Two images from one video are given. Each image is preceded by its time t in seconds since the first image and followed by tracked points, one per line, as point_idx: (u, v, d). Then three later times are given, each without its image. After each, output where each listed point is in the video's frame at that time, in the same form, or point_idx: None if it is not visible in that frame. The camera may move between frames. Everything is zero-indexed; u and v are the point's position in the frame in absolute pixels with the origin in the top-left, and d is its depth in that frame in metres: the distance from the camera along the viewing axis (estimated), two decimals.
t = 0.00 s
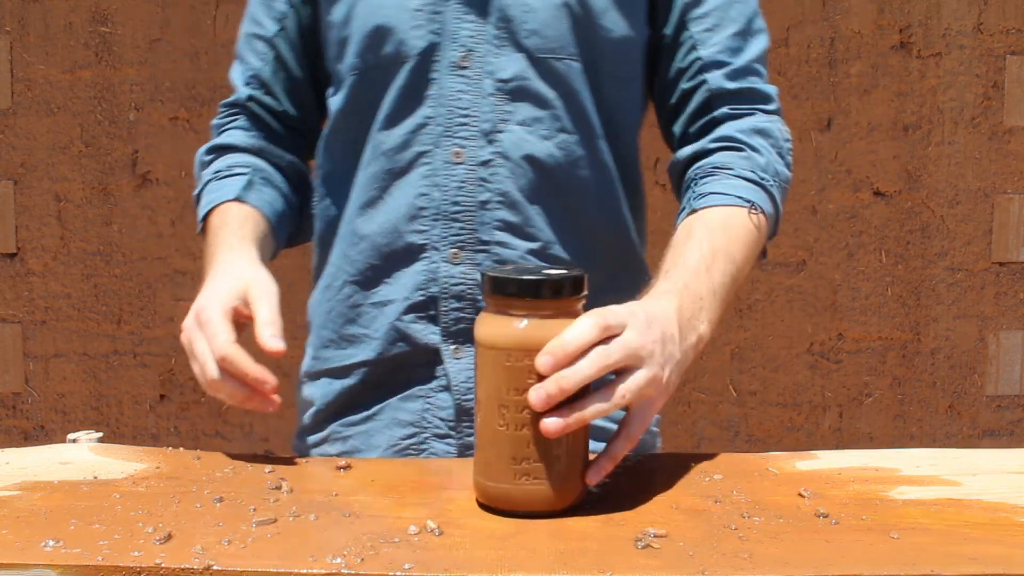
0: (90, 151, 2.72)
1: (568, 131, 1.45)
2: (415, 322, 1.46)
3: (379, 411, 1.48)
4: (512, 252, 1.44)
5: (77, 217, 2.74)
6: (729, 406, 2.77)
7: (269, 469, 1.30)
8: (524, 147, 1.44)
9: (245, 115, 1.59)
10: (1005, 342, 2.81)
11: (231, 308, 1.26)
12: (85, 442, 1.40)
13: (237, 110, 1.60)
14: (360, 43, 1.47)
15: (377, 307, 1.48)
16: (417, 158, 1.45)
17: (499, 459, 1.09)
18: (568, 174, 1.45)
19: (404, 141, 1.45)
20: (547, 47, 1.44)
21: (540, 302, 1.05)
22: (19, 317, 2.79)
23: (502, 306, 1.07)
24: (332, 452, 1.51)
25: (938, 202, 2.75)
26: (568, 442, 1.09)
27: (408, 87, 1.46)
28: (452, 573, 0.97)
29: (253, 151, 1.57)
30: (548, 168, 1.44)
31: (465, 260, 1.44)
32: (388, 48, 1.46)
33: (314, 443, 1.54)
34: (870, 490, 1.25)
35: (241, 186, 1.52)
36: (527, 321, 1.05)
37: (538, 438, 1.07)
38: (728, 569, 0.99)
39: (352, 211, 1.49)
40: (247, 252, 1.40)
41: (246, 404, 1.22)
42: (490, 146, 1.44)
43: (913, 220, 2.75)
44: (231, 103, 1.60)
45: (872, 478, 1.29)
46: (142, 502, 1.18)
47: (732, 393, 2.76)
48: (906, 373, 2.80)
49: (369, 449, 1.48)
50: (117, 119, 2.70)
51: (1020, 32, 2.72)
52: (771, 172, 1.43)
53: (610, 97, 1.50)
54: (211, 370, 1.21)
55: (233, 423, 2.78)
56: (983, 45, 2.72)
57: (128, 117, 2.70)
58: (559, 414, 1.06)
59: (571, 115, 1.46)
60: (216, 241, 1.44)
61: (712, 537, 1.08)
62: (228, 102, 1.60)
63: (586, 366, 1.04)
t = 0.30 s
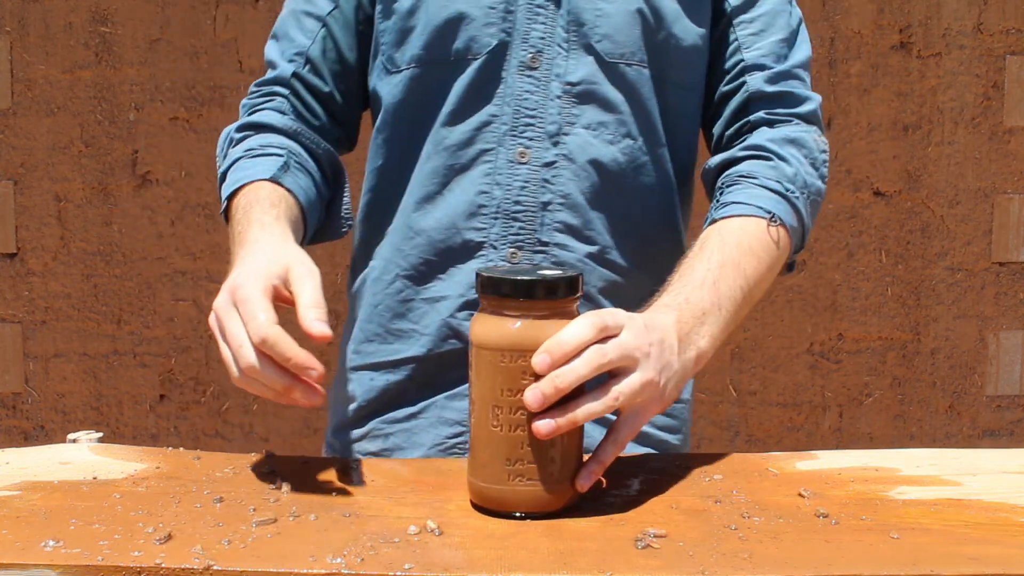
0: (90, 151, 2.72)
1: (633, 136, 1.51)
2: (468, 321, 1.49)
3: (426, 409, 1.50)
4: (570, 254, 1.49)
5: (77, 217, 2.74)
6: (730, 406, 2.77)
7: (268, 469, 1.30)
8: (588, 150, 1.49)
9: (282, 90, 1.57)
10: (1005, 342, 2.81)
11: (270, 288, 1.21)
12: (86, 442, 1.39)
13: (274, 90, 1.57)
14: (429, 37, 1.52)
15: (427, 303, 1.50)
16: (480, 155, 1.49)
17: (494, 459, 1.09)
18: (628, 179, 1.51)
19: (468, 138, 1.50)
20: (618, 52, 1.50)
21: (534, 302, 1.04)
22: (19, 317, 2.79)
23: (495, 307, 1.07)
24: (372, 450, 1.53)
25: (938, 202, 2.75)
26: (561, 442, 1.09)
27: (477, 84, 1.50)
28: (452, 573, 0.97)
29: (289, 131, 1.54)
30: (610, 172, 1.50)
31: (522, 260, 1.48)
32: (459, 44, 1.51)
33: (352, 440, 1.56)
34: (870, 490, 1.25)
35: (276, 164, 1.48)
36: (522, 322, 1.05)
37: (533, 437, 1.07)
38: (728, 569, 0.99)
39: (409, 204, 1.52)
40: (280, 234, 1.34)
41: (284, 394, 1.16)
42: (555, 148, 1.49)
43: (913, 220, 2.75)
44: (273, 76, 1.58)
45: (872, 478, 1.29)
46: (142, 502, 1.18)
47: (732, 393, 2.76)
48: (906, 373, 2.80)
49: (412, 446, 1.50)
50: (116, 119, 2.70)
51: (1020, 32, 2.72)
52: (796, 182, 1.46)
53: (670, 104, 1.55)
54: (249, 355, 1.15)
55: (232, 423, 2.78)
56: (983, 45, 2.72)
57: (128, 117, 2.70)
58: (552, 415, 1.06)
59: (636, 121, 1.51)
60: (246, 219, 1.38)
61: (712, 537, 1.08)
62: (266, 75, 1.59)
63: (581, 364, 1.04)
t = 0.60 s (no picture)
0: (91, 151, 2.72)
1: (643, 133, 1.53)
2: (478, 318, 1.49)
3: (434, 409, 1.49)
4: (582, 251, 1.50)
5: (77, 217, 2.74)
6: (729, 406, 2.77)
7: (268, 469, 1.30)
8: (600, 147, 1.50)
9: (297, 77, 1.52)
10: (1005, 342, 2.81)
11: (310, 320, 1.14)
12: (86, 443, 1.39)
13: (285, 80, 1.52)
14: (440, 31, 1.52)
15: (437, 300, 1.50)
16: (491, 151, 1.49)
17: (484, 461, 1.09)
18: (636, 176, 1.53)
19: (479, 133, 1.49)
20: (630, 49, 1.52)
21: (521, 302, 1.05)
22: (20, 317, 2.78)
23: (483, 309, 1.07)
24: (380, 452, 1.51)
25: (938, 202, 2.75)
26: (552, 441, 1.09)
27: (489, 81, 1.50)
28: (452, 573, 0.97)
29: (303, 127, 1.49)
30: (622, 169, 1.51)
31: (534, 256, 1.49)
32: (470, 39, 1.51)
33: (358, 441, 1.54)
34: (870, 490, 1.25)
35: (295, 164, 1.43)
36: (510, 321, 1.05)
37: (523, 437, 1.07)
38: (728, 569, 0.99)
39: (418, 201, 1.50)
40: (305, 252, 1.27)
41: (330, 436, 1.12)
42: (567, 145, 1.49)
43: (913, 220, 2.75)
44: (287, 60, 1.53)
45: (872, 478, 1.29)
46: (143, 502, 1.18)
47: (732, 394, 2.76)
48: (906, 373, 2.79)
49: (421, 447, 1.49)
50: (116, 119, 2.70)
51: (1020, 32, 2.72)
52: (774, 181, 1.50)
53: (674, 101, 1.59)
54: (290, 399, 1.10)
55: (232, 423, 2.78)
56: (983, 45, 2.72)
57: (128, 117, 2.70)
58: (541, 415, 1.06)
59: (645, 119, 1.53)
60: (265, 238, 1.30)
61: (713, 537, 1.08)
62: (275, 61, 1.54)
63: (569, 365, 1.04)
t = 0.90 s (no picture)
0: (91, 151, 2.72)
1: (615, 129, 1.52)
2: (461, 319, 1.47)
3: (422, 411, 1.48)
4: (562, 248, 1.48)
5: (77, 217, 2.74)
6: (729, 406, 2.77)
7: (268, 469, 1.30)
8: (574, 144, 1.49)
9: (258, 100, 1.52)
10: (1005, 342, 2.81)
11: (240, 339, 1.15)
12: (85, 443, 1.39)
13: (248, 103, 1.52)
14: (406, 35, 1.52)
15: (421, 305, 1.49)
16: (465, 152, 1.49)
17: (482, 462, 1.09)
18: (613, 171, 1.51)
19: (452, 135, 1.49)
20: (597, 46, 1.51)
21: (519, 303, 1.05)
22: (19, 317, 2.78)
23: (483, 309, 1.07)
24: (366, 454, 1.50)
25: (938, 202, 2.75)
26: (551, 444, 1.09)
27: (457, 82, 1.50)
28: (452, 573, 0.97)
29: (260, 151, 1.48)
30: (598, 166, 1.50)
31: (514, 256, 1.48)
32: (434, 41, 1.51)
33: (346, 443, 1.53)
34: (870, 490, 1.25)
35: (248, 192, 1.42)
36: (508, 322, 1.05)
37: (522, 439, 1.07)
38: (729, 569, 0.99)
39: (395, 207, 1.50)
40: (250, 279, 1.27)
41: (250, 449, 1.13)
42: (540, 143, 1.49)
43: (913, 220, 2.75)
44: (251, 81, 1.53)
45: (871, 478, 1.29)
46: (143, 502, 1.18)
47: (732, 394, 2.76)
48: (906, 373, 2.79)
49: (410, 449, 1.47)
50: (116, 119, 2.70)
51: (1020, 32, 2.72)
52: (782, 165, 1.44)
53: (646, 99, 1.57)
54: (214, 413, 1.12)
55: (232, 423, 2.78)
56: (983, 45, 2.71)
57: (128, 117, 2.70)
58: (563, 449, 1.08)
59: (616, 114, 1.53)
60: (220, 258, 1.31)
61: (712, 538, 1.08)
62: (238, 83, 1.55)
63: (576, 395, 1.06)
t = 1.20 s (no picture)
0: (90, 151, 2.72)
1: (582, 126, 1.51)
2: (433, 321, 1.49)
3: (397, 410, 1.53)
4: (532, 248, 1.49)
5: (77, 217, 2.74)
6: (729, 406, 2.77)
7: (269, 469, 1.30)
8: (540, 143, 1.49)
9: (205, 107, 1.54)
10: (1005, 342, 2.81)
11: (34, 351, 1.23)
12: (85, 443, 1.39)
13: (195, 110, 1.54)
14: (371, 40, 1.52)
15: (396, 308, 1.52)
16: (433, 155, 1.50)
17: (482, 463, 1.09)
18: (582, 169, 1.51)
19: (419, 139, 1.50)
20: (561, 45, 1.50)
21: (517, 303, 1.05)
22: (19, 317, 2.79)
23: (484, 309, 1.07)
24: (343, 452, 1.55)
25: (938, 202, 2.75)
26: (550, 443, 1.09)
27: (423, 84, 1.50)
28: (452, 573, 0.97)
29: (189, 159, 1.51)
30: (566, 165, 1.50)
31: (485, 257, 1.49)
32: (397, 45, 1.51)
33: (326, 438, 1.59)
34: (871, 490, 1.25)
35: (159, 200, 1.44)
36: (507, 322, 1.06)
37: (519, 439, 1.07)
38: (728, 569, 0.99)
39: (368, 213, 1.53)
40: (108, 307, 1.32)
41: None
42: (507, 143, 1.49)
43: (913, 220, 2.75)
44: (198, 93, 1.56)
45: (872, 478, 1.29)
46: (143, 502, 1.18)
47: (733, 394, 2.76)
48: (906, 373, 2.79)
49: (385, 448, 1.52)
50: (116, 119, 2.70)
51: (1020, 32, 2.72)
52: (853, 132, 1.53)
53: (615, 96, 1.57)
54: None
55: (232, 423, 2.78)
56: (983, 45, 2.71)
57: (128, 117, 2.70)
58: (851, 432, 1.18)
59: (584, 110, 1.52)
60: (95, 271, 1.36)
61: (713, 538, 1.08)
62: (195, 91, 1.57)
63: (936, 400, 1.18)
